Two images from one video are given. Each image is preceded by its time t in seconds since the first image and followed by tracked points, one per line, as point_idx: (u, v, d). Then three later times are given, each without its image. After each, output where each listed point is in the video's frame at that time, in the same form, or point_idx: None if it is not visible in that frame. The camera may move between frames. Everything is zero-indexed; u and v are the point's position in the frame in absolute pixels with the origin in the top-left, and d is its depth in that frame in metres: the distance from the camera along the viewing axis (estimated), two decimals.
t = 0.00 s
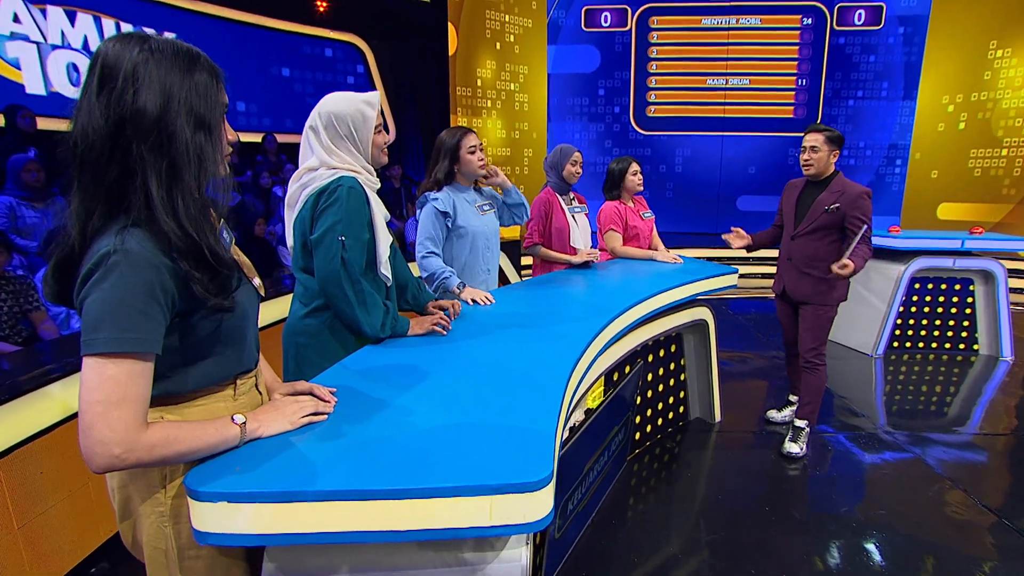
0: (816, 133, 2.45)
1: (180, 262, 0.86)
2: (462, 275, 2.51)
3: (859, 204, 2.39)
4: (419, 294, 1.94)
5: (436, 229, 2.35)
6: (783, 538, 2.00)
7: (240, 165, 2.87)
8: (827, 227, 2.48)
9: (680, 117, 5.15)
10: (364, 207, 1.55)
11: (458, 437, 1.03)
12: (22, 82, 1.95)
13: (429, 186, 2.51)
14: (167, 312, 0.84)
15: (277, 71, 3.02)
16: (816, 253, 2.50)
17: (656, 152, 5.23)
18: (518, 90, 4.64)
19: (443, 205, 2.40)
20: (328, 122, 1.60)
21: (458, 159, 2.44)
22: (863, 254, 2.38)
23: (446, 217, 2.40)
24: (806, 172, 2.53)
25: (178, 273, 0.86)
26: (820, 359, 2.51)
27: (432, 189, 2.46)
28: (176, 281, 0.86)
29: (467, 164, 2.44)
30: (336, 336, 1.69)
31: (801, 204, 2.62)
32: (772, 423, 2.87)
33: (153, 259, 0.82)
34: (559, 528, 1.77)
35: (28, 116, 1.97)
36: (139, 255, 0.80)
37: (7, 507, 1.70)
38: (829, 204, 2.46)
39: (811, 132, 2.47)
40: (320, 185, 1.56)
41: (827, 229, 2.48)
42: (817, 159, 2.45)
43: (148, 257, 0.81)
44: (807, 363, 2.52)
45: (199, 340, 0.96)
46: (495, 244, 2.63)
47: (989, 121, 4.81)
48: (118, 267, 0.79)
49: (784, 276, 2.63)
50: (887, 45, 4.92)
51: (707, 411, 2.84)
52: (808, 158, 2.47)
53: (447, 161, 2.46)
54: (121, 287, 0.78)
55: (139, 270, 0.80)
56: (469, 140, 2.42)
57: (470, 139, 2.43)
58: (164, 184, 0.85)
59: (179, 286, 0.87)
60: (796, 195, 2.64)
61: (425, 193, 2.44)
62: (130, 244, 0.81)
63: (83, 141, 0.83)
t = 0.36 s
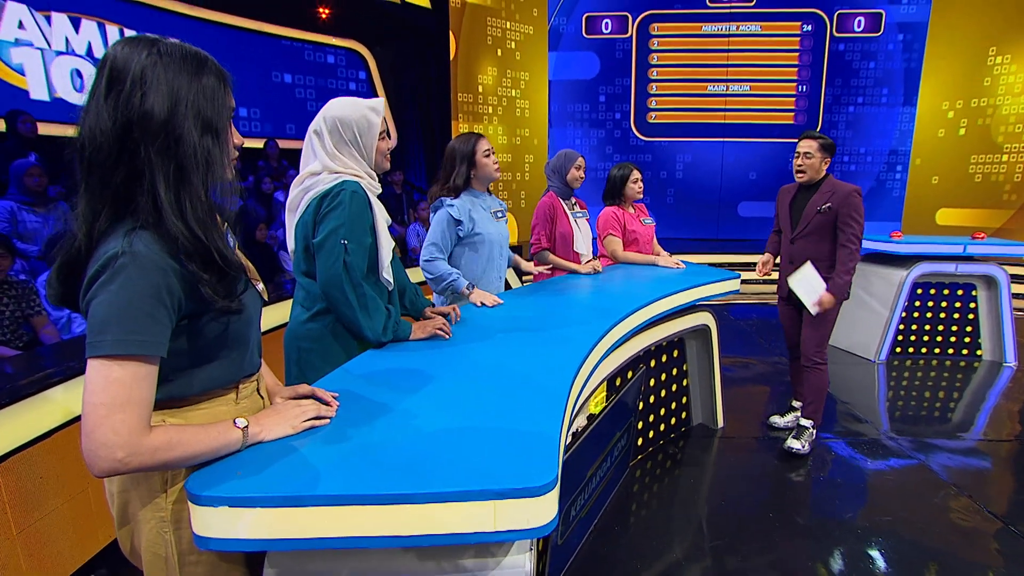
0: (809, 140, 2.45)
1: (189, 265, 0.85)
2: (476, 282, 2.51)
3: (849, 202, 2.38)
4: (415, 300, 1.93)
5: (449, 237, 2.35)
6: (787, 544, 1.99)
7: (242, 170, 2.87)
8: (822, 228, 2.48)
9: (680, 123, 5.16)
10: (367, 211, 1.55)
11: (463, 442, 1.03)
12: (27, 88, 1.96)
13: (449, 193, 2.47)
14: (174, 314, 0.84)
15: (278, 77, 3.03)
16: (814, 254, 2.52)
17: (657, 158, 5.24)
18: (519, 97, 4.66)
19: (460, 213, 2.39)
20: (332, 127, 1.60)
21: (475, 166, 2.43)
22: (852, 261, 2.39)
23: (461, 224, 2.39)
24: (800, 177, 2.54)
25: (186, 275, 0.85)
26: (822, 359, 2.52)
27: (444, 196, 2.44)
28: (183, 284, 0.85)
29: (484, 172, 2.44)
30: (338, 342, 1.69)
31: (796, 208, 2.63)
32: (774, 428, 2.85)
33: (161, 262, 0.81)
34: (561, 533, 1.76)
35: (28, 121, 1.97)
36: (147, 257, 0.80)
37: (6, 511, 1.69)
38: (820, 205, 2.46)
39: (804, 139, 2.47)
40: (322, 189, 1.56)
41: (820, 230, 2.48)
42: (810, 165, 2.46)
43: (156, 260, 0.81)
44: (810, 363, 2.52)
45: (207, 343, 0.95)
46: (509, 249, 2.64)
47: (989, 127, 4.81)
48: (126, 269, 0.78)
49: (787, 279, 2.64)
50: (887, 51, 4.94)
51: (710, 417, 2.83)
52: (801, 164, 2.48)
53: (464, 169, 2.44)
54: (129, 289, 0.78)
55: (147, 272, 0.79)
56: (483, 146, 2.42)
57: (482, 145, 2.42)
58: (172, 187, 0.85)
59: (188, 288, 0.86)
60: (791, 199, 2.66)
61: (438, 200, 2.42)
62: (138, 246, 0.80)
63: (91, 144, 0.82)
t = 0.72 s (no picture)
0: (818, 143, 2.44)
1: (192, 265, 0.85)
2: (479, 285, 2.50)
3: (860, 210, 2.42)
4: (415, 303, 1.93)
5: (458, 240, 2.33)
6: (788, 549, 1.98)
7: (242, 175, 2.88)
8: (829, 235, 2.49)
9: (680, 128, 5.17)
10: (365, 213, 1.55)
11: (464, 444, 1.02)
12: (29, 93, 1.96)
13: (457, 197, 2.40)
14: (176, 315, 0.84)
15: (279, 82, 3.04)
16: (820, 260, 2.51)
17: (657, 163, 5.25)
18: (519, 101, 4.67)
19: (468, 216, 2.36)
20: (330, 130, 1.60)
21: (480, 169, 2.40)
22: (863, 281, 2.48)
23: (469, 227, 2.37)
24: (804, 181, 2.52)
25: (189, 276, 0.85)
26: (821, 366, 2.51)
27: (451, 198, 2.39)
28: (186, 285, 0.85)
29: (489, 176, 2.42)
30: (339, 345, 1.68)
31: (798, 213, 2.60)
32: (776, 433, 2.85)
33: (163, 263, 0.81)
34: (562, 538, 1.75)
35: (28, 126, 1.97)
36: (151, 258, 0.80)
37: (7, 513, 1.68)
38: (832, 213, 2.46)
39: (811, 142, 2.46)
40: (320, 192, 1.56)
41: (830, 236, 2.50)
42: (817, 170, 2.46)
43: (159, 260, 0.81)
44: (810, 369, 2.51)
45: (209, 344, 0.95)
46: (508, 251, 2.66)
47: (988, 131, 4.85)
48: (129, 269, 0.78)
49: (788, 285, 2.62)
50: (886, 56, 4.95)
51: (711, 421, 2.82)
52: (810, 169, 2.46)
53: (470, 172, 2.39)
54: (132, 289, 0.78)
55: (150, 272, 0.79)
56: (488, 150, 2.40)
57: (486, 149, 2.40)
58: (176, 189, 0.85)
59: (190, 289, 0.86)
60: (792, 204, 2.62)
61: (446, 202, 2.37)
62: (142, 247, 0.80)
63: (97, 146, 0.83)
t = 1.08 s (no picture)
0: (824, 143, 2.43)
1: (196, 266, 0.85)
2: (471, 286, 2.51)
3: (874, 214, 2.43)
4: (416, 305, 1.93)
5: (445, 242, 2.33)
6: (791, 552, 1.97)
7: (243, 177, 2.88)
8: (841, 239, 2.48)
9: (680, 131, 5.18)
10: (366, 215, 1.55)
11: (465, 446, 1.02)
12: (30, 95, 1.97)
13: (445, 198, 2.39)
14: (178, 316, 0.84)
15: (280, 84, 3.04)
16: (831, 266, 2.49)
17: (658, 166, 5.26)
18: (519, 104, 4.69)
19: (454, 217, 2.37)
20: (331, 131, 1.60)
21: (466, 169, 2.39)
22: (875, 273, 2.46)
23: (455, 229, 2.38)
24: (815, 183, 2.50)
25: (192, 277, 0.85)
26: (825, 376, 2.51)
27: (436, 199, 2.39)
28: (189, 286, 0.85)
29: (474, 176, 2.41)
30: (340, 346, 1.68)
31: (808, 217, 2.58)
32: (776, 436, 2.84)
33: (166, 263, 0.81)
34: (563, 541, 1.75)
35: (31, 129, 1.98)
36: (153, 258, 0.80)
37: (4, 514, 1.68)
38: (845, 216, 2.45)
39: (817, 142, 2.44)
40: (320, 193, 1.56)
41: (842, 241, 2.48)
42: (829, 170, 2.44)
43: (160, 261, 0.80)
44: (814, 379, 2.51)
45: (212, 345, 0.95)
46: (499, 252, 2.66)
47: (987, 134, 4.84)
48: (131, 269, 0.78)
49: (795, 291, 2.59)
50: (885, 59, 4.96)
51: (711, 423, 2.82)
52: (821, 169, 2.44)
53: (456, 173, 2.38)
54: (135, 289, 0.77)
55: (152, 273, 0.79)
56: (473, 150, 2.38)
57: (472, 149, 2.38)
58: (180, 189, 0.85)
59: (192, 290, 0.86)
60: (802, 208, 2.61)
61: (430, 204, 2.38)
62: (144, 247, 0.80)
63: (101, 145, 0.83)
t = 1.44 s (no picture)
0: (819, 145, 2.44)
1: (198, 265, 0.85)
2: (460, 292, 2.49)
3: (876, 215, 2.40)
4: (417, 308, 1.93)
5: (434, 246, 2.29)
6: (793, 556, 1.97)
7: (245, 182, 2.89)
8: (843, 243, 2.45)
9: (680, 137, 5.20)
10: (366, 218, 1.55)
11: (466, 448, 1.02)
12: (33, 100, 1.97)
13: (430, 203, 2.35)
14: (179, 316, 0.83)
15: (281, 90, 3.06)
16: (834, 271, 2.45)
17: (658, 171, 5.27)
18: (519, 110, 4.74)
19: (440, 222, 2.33)
20: (330, 134, 1.60)
21: (450, 174, 2.36)
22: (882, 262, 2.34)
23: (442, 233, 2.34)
24: (812, 185, 2.51)
25: (194, 276, 0.85)
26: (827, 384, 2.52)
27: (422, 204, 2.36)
28: (191, 286, 0.85)
29: (460, 180, 2.38)
30: (340, 350, 1.68)
31: (808, 223, 2.59)
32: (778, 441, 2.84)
33: (167, 263, 0.81)
34: (564, 546, 1.74)
35: (36, 134, 1.98)
36: (155, 258, 0.80)
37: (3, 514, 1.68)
38: (846, 219, 2.44)
39: (811, 143, 2.46)
40: (320, 196, 1.57)
41: (843, 246, 2.45)
42: (824, 171, 2.45)
43: (162, 261, 0.80)
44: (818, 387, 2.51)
45: (214, 345, 0.95)
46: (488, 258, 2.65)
47: (987, 139, 4.89)
48: (133, 269, 0.78)
49: (795, 299, 2.57)
50: (884, 65, 4.98)
51: (713, 428, 2.81)
52: (815, 170, 2.47)
53: (441, 178, 2.36)
54: (136, 289, 0.77)
55: (154, 273, 0.79)
56: (458, 154, 2.36)
57: (458, 153, 2.36)
58: (182, 188, 0.85)
59: (195, 290, 0.86)
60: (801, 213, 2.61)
61: (414, 208, 2.33)
62: (146, 247, 0.80)
63: (102, 146, 0.83)
